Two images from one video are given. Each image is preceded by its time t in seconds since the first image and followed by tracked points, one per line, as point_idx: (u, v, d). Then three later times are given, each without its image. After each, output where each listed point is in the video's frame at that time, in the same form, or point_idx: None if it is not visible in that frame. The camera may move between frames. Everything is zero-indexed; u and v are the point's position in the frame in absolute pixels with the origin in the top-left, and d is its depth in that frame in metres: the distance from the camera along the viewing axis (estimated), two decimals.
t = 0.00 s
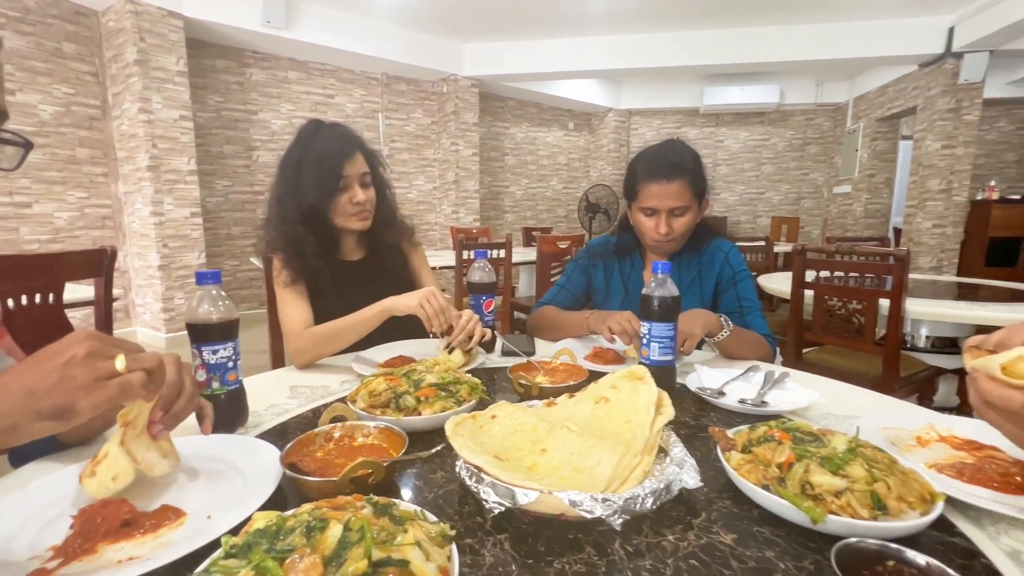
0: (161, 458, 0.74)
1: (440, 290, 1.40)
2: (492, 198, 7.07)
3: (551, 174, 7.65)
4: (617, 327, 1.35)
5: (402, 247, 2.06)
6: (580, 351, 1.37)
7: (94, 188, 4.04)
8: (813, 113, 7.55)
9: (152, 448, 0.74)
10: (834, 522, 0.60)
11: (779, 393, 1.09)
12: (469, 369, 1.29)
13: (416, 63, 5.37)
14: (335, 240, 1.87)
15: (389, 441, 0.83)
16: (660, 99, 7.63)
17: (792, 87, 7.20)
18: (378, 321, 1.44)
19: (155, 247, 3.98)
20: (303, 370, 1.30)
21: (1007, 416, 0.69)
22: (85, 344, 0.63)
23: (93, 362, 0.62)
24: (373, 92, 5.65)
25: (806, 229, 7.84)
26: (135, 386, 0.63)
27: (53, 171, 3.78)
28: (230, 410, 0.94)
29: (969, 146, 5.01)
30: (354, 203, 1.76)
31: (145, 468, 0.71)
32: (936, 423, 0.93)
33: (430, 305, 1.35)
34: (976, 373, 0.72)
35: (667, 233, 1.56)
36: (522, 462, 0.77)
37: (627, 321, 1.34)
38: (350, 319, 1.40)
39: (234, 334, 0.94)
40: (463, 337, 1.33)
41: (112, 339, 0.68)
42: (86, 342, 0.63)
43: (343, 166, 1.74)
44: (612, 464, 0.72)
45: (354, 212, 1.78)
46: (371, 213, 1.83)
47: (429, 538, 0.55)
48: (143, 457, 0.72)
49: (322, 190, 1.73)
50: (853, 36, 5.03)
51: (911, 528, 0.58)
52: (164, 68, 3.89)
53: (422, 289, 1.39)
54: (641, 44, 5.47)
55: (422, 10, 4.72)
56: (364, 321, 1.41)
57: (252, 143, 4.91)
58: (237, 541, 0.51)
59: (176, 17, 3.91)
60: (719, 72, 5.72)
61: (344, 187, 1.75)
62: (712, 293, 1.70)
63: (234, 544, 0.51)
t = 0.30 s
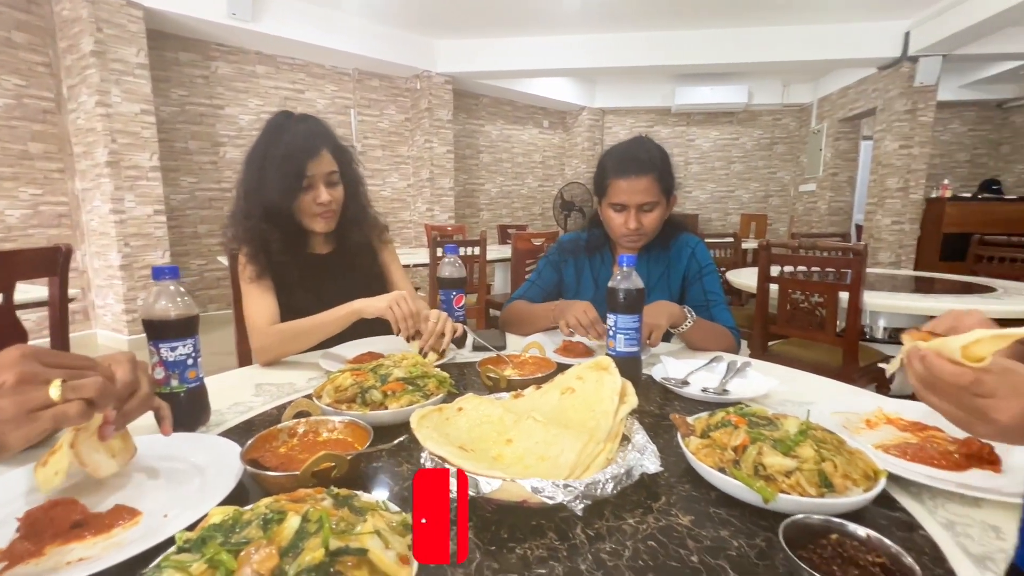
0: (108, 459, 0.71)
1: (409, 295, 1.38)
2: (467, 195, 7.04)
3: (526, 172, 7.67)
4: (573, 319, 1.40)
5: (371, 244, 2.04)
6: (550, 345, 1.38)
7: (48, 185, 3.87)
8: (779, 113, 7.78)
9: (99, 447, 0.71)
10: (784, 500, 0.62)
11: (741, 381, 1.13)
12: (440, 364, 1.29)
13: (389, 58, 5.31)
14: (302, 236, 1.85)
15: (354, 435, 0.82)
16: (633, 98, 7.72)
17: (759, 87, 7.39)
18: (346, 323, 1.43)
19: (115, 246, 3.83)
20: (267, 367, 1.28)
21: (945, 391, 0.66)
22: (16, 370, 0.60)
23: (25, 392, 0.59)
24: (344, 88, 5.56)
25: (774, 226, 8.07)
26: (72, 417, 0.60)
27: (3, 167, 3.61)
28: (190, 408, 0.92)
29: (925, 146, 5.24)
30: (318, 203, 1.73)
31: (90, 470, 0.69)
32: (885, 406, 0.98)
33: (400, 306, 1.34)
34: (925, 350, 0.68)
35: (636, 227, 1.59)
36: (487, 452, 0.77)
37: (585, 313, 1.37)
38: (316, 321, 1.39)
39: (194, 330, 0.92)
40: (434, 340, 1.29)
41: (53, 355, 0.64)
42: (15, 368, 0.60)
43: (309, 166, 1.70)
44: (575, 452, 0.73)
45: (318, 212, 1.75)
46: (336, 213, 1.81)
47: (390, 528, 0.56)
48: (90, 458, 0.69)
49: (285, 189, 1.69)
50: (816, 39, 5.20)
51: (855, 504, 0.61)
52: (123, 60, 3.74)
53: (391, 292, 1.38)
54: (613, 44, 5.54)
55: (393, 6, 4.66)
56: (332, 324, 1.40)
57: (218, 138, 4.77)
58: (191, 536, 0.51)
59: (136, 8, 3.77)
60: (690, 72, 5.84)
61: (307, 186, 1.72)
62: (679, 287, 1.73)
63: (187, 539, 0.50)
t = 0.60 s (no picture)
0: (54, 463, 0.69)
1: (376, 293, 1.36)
2: (445, 195, 7.01)
3: (505, 171, 7.67)
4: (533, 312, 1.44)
5: (346, 244, 2.02)
6: (525, 343, 1.39)
7: (4, 184, 3.70)
8: (751, 114, 7.97)
9: (50, 448, 0.69)
10: (744, 489, 0.64)
11: (709, 375, 1.16)
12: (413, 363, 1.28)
13: (363, 56, 5.25)
14: (273, 235, 1.81)
15: (323, 435, 0.81)
16: (609, 99, 7.80)
17: (731, 89, 7.55)
18: (315, 323, 1.42)
19: (78, 247, 3.70)
20: (237, 370, 1.26)
21: (875, 389, 0.74)
22: None
23: None
24: (318, 86, 5.47)
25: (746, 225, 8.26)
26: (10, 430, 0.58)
27: None
28: (154, 412, 0.90)
29: (888, 148, 5.44)
30: (291, 203, 1.70)
31: (32, 471, 0.67)
32: (843, 397, 1.02)
33: (368, 305, 1.33)
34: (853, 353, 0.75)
35: (607, 228, 1.61)
36: (458, 450, 0.77)
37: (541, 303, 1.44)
38: (282, 323, 1.37)
39: (158, 331, 0.90)
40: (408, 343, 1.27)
41: None
42: None
43: (279, 165, 1.67)
44: (545, 447, 0.73)
45: (290, 212, 1.73)
46: (308, 213, 1.78)
47: (356, 526, 0.56)
48: (37, 460, 0.67)
49: (255, 190, 1.66)
50: (784, 42, 5.35)
51: (812, 490, 0.63)
52: (84, 54, 3.61)
53: (358, 292, 1.36)
54: (589, 44, 5.59)
55: (368, 3, 4.61)
56: (299, 325, 1.39)
57: (187, 136, 4.64)
58: (148, 541, 0.50)
59: None
60: (665, 73, 5.93)
61: (278, 187, 1.69)
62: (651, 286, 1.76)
63: (144, 544, 0.49)
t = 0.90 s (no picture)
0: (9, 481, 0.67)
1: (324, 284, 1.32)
2: (422, 195, 6.97)
3: (482, 172, 7.66)
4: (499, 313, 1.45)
5: (319, 247, 1.99)
6: (499, 344, 1.40)
7: None
8: (723, 117, 8.15)
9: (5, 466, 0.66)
10: (706, 483, 0.66)
11: (677, 373, 1.19)
12: (385, 365, 1.28)
13: (337, 55, 5.19)
14: (244, 238, 1.78)
15: (291, 439, 0.81)
16: (585, 100, 7.87)
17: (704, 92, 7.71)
18: (270, 320, 1.39)
19: (36, 250, 3.55)
20: (203, 375, 1.23)
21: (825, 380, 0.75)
22: None
23: None
24: (291, 85, 5.37)
25: (720, 225, 8.45)
26: None
27: None
28: (116, 420, 0.87)
29: (852, 150, 5.64)
30: (262, 207, 1.66)
31: None
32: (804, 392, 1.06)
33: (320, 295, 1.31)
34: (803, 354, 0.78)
35: (578, 227, 1.63)
36: (428, 451, 0.77)
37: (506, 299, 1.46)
38: (233, 320, 1.35)
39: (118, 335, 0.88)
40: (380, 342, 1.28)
41: None
42: None
43: (250, 168, 1.62)
44: (514, 445, 0.74)
45: (261, 215, 1.69)
46: (281, 216, 1.75)
47: (324, 530, 0.56)
48: None
49: (225, 192, 1.62)
50: (753, 47, 5.50)
51: (770, 482, 0.66)
52: (42, 49, 3.47)
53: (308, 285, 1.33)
54: (565, 46, 5.63)
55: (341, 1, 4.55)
56: (249, 322, 1.35)
57: (153, 135, 4.50)
58: (105, 551, 0.49)
59: None
60: (639, 75, 6.03)
61: (248, 189, 1.64)
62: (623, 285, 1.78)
63: (100, 554, 0.48)
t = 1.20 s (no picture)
0: None
1: (249, 298, 1.29)
2: (397, 195, 6.91)
3: (458, 172, 7.64)
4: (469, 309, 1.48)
5: (292, 250, 1.96)
6: (471, 344, 1.41)
7: None
8: (695, 119, 8.32)
9: None
10: (666, 475, 0.68)
11: (644, 370, 1.21)
12: (355, 366, 1.27)
13: (309, 53, 5.10)
14: (213, 239, 1.75)
15: (255, 442, 0.80)
16: (560, 101, 7.93)
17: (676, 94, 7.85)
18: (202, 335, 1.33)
19: None
20: (164, 380, 1.20)
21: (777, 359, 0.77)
22: None
23: None
24: (261, 82, 5.25)
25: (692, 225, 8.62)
26: None
27: None
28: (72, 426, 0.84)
29: (817, 153, 5.84)
30: (234, 209, 1.63)
31: None
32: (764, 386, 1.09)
33: (245, 308, 1.28)
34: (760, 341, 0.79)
35: (548, 226, 1.65)
36: (396, 451, 0.77)
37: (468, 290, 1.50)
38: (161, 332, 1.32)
39: (74, 340, 0.86)
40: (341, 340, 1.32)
41: None
42: None
43: (223, 170, 1.59)
44: (480, 443, 0.75)
45: (233, 217, 1.65)
46: (253, 218, 1.71)
47: (286, 531, 0.56)
48: None
49: (195, 193, 1.58)
50: (723, 51, 5.64)
51: (727, 472, 0.68)
52: None
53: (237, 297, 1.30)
54: (540, 47, 5.66)
55: None
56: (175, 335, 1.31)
57: (115, 132, 4.34)
58: (54, 560, 0.48)
59: None
60: (613, 77, 6.11)
61: (221, 191, 1.61)
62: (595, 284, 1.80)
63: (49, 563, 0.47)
